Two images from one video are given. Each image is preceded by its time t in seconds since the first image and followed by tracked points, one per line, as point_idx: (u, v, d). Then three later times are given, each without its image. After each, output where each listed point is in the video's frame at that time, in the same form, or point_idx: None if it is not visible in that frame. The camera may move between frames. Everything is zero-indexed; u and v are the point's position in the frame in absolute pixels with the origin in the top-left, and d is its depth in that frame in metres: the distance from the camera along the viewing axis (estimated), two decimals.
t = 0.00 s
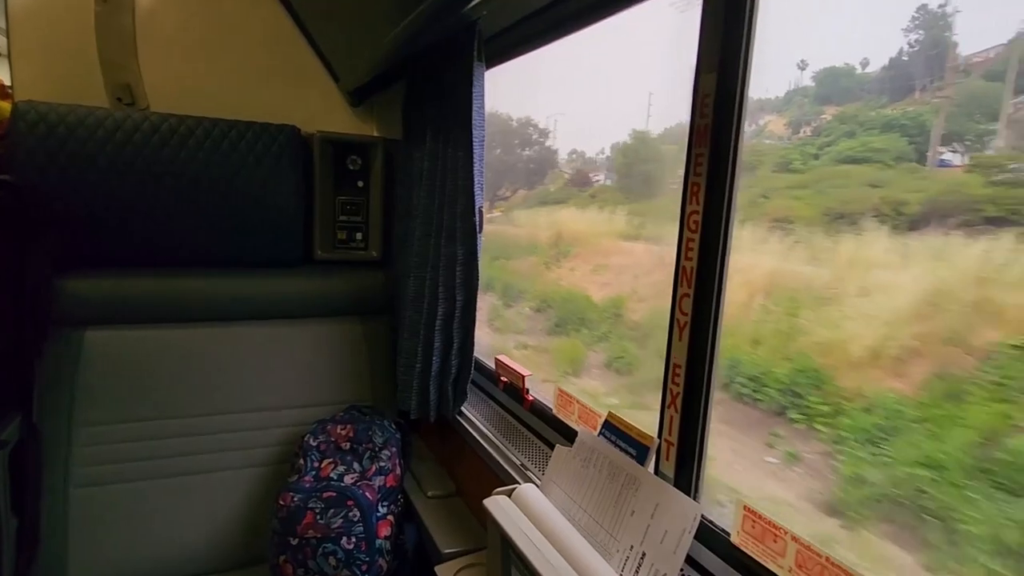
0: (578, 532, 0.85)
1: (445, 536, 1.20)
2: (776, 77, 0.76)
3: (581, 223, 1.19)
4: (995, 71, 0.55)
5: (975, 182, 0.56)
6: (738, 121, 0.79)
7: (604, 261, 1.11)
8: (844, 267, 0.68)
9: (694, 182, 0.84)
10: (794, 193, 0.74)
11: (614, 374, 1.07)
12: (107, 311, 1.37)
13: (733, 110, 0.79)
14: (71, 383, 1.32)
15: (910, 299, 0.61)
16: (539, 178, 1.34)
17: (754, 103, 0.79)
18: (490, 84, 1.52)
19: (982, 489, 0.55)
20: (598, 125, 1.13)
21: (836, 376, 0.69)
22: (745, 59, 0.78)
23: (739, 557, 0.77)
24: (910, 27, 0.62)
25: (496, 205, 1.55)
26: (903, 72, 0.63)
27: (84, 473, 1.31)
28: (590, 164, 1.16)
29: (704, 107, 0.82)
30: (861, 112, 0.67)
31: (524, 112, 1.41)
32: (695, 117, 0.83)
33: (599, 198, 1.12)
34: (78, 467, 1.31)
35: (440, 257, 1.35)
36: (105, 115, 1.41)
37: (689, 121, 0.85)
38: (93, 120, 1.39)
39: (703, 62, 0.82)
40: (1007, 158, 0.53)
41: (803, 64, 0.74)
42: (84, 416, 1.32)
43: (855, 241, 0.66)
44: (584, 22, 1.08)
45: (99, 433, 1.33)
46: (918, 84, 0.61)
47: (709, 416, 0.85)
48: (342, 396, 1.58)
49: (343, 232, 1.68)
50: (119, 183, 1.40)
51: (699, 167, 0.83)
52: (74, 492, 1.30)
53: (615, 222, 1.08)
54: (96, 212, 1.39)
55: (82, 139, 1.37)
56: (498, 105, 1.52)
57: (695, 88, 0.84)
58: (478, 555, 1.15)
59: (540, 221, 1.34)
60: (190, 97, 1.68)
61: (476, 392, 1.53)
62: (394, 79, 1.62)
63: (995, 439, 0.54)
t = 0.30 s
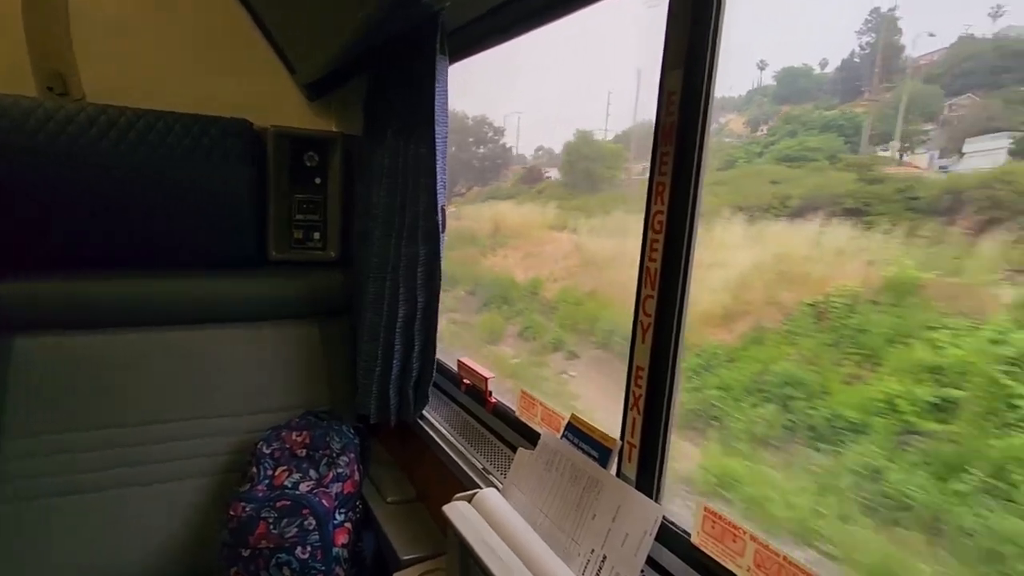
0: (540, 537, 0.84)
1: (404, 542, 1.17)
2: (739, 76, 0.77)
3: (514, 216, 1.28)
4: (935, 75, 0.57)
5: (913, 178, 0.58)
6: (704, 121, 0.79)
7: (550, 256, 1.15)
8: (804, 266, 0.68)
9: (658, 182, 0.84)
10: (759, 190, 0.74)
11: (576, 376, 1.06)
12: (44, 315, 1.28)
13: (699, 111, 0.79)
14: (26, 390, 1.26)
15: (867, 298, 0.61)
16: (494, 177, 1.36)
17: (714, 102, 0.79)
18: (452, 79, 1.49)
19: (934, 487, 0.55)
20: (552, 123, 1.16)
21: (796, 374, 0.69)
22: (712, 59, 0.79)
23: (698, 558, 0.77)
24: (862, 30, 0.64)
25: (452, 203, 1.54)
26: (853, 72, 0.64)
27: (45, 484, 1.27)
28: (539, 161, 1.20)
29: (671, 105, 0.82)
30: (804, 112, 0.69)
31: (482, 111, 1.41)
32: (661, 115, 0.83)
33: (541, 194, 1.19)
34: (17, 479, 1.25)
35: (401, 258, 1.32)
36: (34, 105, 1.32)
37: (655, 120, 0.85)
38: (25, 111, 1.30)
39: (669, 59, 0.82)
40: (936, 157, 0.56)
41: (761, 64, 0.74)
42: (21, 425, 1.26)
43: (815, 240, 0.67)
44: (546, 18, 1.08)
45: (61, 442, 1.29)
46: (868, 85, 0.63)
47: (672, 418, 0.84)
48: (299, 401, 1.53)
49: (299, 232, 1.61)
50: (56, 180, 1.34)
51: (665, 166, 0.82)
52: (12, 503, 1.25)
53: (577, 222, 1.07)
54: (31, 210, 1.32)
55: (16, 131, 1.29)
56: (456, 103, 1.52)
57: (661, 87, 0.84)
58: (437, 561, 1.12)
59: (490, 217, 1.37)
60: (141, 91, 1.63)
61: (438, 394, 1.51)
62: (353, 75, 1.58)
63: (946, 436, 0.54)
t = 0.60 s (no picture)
0: (496, 543, 0.81)
1: (361, 550, 1.12)
2: (692, 79, 0.73)
3: (453, 209, 1.29)
4: (869, 77, 0.55)
5: (843, 172, 0.57)
6: (645, 108, 0.77)
7: (503, 251, 1.12)
8: (753, 260, 0.66)
9: (603, 174, 0.81)
10: (705, 181, 0.71)
11: (531, 375, 1.03)
12: None
13: (640, 102, 0.77)
14: None
15: (818, 291, 0.59)
16: (449, 174, 1.31)
17: (670, 100, 0.76)
18: (401, 71, 1.45)
19: (892, 483, 0.53)
20: (499, 121, 1.14)
21: (750, 369, 0.66)
22: (649, 53, 0.76)
23: (656, 561, 0.74)
24: (806, 34, 0.62)
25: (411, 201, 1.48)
26: (797, 75, 0.62)
27: (38, 490, 1.26)
28: (492, 158, 1.16)
29: (611, 98, 0.79)
30: (743, 113, 0.68)
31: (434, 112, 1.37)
32: (603, 107, 0.81)
33: (491, 191, 1.16)
34: None
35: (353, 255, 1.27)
36: None
37: (597, 112, 0.83)
38: None
39: (608, 49, 0.80)
40: (868, 154, 0.55)
41: (712, 66, 0.71)
42: None
43: (764, 231, 0.65)
44: (489, 12, 1.05)
45: (52, 448, 1.27)
46: (805, 83, 0.61)
47: (627, 416, 0.82)
48: (254, 405, 1.48)
49: (250, 230, 1.53)
50: None
51: (608, 159, 0.80)
52: None
53: (528, 218, 1.04)
54: None
55: None
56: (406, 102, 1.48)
57: (601, 79, 0.81)
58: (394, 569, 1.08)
59: (442, 211, 1.33)
60: (78, 86, 1.56)
61: (396, 395, 1.47)
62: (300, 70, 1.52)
63: (900, 432, 0.52)
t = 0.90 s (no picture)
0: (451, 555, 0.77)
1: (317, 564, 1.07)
2: (650, 80, 0.69)
3: (403, 209, 1.25)
4: (816, 78, 0.53)
5: (787, 170, 0.56)
6: (595, 95, 0.73)
7: (457, 248, 1.08)
8: (707, 252, 0.63)
9: (554, 163, 0.77)
10: (658, 172, 0.68)
11: (488, 376, 1.00)
12: None
13: (589, 87, 0.73)
14: None
15: (771, 289, 0.57)
16: (405, 175, 1.25)
17: (632, 101, 0.71)
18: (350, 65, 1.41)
19: (854, 481, 0.51)
20: (449, 118, 1.10)
21: (700, 370, 0.64)
22: (599, 42, 0.73)
23: (619, 568, 0.71)
24: (759, 36, 0.58)
25: (367, 202, 1.42)
26: (750, 78, 0.59)
27: None
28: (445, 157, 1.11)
29: (560, 82, 0.76)
30: (693, 116, 0.65)
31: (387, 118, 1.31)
32: (551, 92, 0.78)
33: (443, 191, 1.12)
34: None
35: (303, 256, 1.21)
36: None
37: (546, 100, 0.79)
38: None
39: (556, 33, 0.76)
40: (811, 152, 0.54)
41: (672, 67, 0.67)
42: None
43: (717, 223, 0.62)
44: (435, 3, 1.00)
45: None
46: (751, 87, 0.59)
47: (585, 418, 0.78)
48: (200, 416, 1.42)
49: (196, 231, 1.46)
50: None
51: (558, 147, 0.77)
52: None
53: (482, 214, 1.01)
54: None
55: None
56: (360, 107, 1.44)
57: (550, 64, 0.78)
58: None
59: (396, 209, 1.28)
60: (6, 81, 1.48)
61: (355, 401, 1.42)
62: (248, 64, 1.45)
63: (858, 429, 0.50)
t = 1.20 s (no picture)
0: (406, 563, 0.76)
1: None
2: (599, 81, 0.68)
3: (350, 208, 1.22)
4: (748, 83, 0.53)
5: (719, 170, 0.56)
6: (548, 93, 0.73)
7: (403, 247, 1.06)
8: (649, 253, 0.62)
9: (506, 165, 0.77)
10: (602, 172, 0.68)
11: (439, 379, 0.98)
12: None
13: (540, 87, 0.73)
14: None
15: (708, 288, 0.57)
16: (351, 174, 1.22)
17: (585, 101, 0.69)
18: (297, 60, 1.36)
19: (801, 479, 0.51)
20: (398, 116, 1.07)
21: (643, 373, 0.63)
22: (550, 46, 0.72)
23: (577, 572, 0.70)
24: (701, 43, 0.57)
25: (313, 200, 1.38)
26: (689, 80, 0.58)
27: None
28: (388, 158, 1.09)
29: (511, 81, 0.75)
30: (637, 118, 0.64)
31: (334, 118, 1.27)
32: (502, 93, 0.77)
33: (387, 191, 1.09)
34: None
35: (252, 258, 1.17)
36: None
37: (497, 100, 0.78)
38: None
39: (506, 34, 0.76)
40: (742, 152, 0.54)
41: (618, 70, 0.66)
42: None
43: (660, 224, 0.61)
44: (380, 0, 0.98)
45: None
46: (683, 93, 0.59)
47: (541, 421, 0.78)
48: (144, 425, 1.36)
49: (138, 233, 1.38)
50: None
51: (510, 149, 0.76)
52: None
53: (428, 213, 0.98)
54: None
55: None
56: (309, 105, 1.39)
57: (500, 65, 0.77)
58: None
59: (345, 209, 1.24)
60: None
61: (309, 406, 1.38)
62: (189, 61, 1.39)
63: (798, 427, 0.51)
